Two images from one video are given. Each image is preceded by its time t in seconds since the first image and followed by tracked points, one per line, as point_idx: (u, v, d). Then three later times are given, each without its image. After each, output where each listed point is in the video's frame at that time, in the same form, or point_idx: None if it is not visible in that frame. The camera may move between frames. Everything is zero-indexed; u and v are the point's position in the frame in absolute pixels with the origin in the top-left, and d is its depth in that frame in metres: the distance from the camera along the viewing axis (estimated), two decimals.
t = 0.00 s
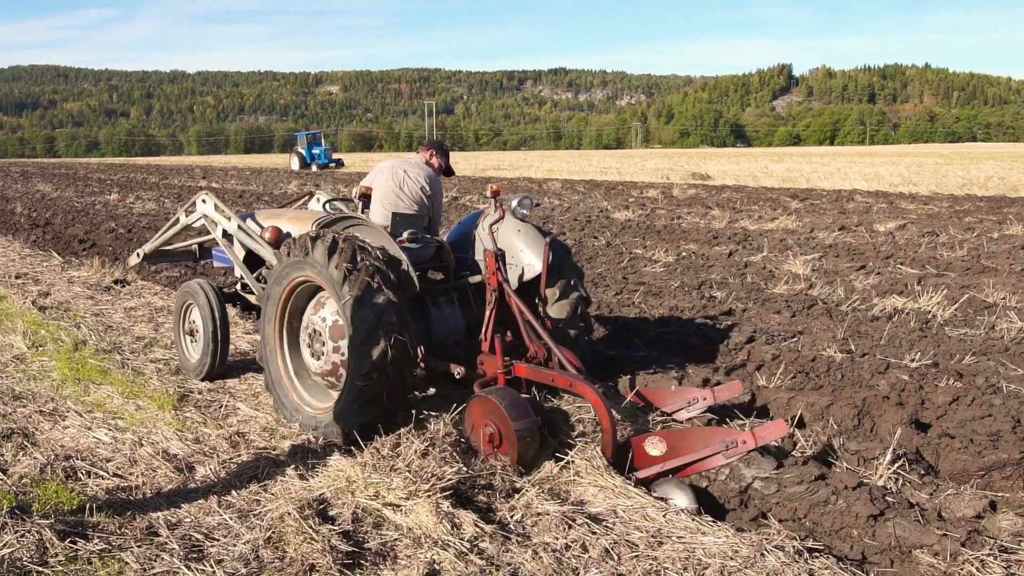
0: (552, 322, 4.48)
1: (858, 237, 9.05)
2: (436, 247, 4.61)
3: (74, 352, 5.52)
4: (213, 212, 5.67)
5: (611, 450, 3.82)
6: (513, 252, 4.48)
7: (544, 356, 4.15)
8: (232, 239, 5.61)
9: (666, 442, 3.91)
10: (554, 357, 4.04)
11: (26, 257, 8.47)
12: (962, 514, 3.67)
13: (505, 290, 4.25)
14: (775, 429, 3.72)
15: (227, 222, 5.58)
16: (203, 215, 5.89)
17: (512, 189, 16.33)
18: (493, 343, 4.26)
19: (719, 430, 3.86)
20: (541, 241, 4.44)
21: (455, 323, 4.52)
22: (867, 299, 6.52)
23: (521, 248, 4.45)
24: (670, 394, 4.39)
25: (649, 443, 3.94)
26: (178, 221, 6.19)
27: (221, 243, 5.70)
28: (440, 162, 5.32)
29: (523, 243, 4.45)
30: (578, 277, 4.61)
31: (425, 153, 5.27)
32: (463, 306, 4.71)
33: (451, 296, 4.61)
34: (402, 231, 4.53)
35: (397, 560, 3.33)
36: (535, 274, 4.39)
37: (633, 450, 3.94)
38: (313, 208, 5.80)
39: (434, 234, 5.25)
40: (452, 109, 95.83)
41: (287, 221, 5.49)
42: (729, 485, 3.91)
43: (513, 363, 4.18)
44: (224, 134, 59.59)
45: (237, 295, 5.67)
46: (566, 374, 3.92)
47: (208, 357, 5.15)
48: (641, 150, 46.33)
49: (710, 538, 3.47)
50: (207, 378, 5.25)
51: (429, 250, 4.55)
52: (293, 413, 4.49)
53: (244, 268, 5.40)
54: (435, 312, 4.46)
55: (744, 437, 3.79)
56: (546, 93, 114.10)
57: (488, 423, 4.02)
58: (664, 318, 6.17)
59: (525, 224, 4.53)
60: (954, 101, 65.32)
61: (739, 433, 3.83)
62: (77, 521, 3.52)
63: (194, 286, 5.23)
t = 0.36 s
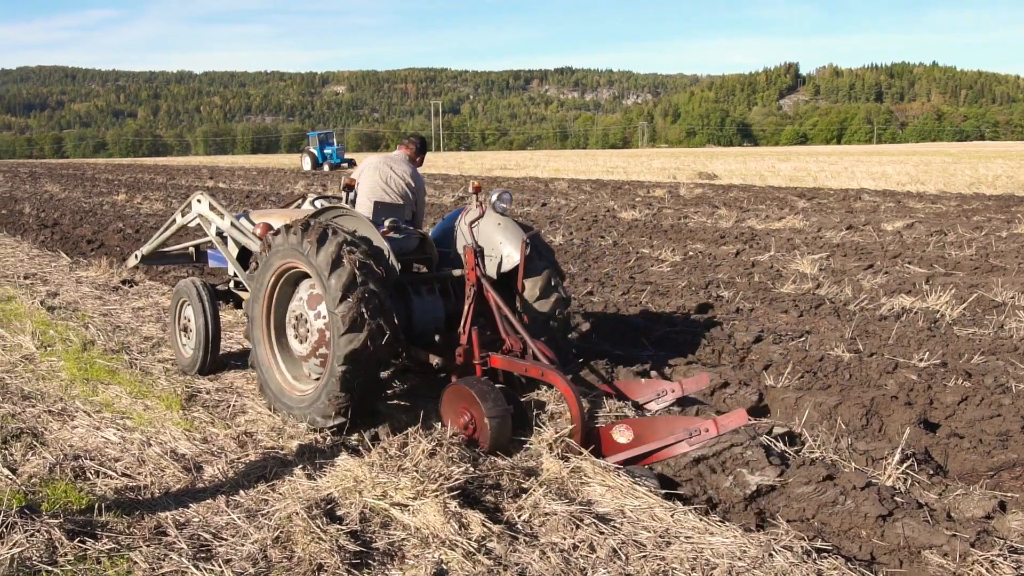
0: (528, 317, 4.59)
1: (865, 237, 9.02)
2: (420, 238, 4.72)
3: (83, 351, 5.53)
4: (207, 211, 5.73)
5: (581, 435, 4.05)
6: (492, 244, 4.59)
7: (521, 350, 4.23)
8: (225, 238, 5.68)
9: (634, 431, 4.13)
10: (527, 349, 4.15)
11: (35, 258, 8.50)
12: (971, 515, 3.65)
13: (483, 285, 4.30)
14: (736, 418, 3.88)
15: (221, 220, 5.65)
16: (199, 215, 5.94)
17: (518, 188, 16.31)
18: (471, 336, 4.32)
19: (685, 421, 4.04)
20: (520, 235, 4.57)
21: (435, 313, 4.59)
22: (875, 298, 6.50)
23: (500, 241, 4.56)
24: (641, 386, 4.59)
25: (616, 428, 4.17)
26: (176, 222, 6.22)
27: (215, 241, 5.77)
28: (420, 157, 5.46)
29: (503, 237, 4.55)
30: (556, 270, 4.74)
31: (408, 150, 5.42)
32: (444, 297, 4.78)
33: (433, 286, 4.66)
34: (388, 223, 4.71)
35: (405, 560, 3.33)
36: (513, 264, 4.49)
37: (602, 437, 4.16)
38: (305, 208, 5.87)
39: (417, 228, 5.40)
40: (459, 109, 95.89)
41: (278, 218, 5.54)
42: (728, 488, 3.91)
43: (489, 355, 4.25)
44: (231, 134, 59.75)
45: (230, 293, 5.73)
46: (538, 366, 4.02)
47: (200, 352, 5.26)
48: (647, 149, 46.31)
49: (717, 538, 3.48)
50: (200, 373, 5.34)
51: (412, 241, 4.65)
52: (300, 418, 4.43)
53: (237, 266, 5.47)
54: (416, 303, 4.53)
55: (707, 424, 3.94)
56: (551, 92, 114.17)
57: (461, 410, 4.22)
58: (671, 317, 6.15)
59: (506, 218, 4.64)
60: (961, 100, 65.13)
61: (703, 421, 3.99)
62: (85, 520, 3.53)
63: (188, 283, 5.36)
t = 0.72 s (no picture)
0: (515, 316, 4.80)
1: (881, 238, 8.97)
2: (413, 236, 4.91)
3: (100, 351, 5.57)
4: (212, 208, 5.85)
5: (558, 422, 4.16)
6: (483, 244, 4.83)
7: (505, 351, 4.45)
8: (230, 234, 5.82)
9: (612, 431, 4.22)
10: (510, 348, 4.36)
11: (52, 258, 8.56)
12: (989, 518, 3.62)
13: (470, 288, 4.52)
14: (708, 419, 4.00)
15: (225, 218, 5.78)
16: (205, 212, 6.07)
17: (532, 189, 16.30)
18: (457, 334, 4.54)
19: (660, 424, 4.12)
20: (509, 234, 4.78)
21: (427, 310, 4.83)
22: (891, 300, 6.47)
23: (490, 240, 4.79)
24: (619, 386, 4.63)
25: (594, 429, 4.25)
26: (183, 219, 6.32)
27: (220, 239, 5.90)
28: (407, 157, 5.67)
29: (493, 237, 4.77)
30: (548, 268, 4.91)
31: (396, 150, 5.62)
32: (435, 295, 5.01)
33: (426, 283, 4.90)
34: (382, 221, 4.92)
35: (420, 560, 3.34)
36: (502, 261, 4.72)
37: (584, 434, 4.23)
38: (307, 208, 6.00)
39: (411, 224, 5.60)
40: (472, 109, 95.95)
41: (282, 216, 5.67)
42: (738, 494, 3.86)
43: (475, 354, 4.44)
44: (245, 135, 60.04)
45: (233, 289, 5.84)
46: (520, 366, 4.24)
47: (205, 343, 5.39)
48: (660, 150, 46.19)
49: (733, 540, 3.47)
50: (209, 357, 5.39)
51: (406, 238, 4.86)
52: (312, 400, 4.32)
53: (243, 263, 5.62)
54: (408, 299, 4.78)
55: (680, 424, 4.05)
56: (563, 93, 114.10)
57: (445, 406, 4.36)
58: (686, 319, 6.13)
59: (497, 218, 4.86)
60: (978, 101, 64.66)
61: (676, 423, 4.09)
62: (102, 518, 3.55)
63: (191, 277, 5.49)
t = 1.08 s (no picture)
0: (507, 314, 4.98)
1: (897, 239, 8.92)
2: (409, 238, 5.13)
3: (115, 352, 5.60)
4: (216, 208, 5.97)
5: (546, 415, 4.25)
6: (478, 245, 4.97)
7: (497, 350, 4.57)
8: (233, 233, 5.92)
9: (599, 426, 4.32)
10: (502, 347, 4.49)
11: (69, 259, 8.61)
12: (1008, 522, 3.59)
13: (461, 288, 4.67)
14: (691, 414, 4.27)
15: (229, 217, 5.89)
16: (209, 212, 6.18)
17: (546, 190, 16.29)
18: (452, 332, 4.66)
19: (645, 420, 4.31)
20: (503, 235, 4.92)
21: (423, 309, 4.96)
22: (907, 301, 6.43)
23: (485, 241, 4.93)
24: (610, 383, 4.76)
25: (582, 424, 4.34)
26: (189, 218, 6.42)
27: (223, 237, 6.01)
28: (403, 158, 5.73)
29: (487, 238, 4.91)
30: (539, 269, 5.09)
31: (394, 151, 5.70)
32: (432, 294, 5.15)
33: (422, 283, 5.03)
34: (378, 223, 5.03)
35: (434, 561, 3.33)
36: (496, 261, 4.87)
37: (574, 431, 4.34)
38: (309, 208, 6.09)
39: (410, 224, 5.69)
40: (485, 110, 96.07)
41: (282, 216, 5.74)
42: (753, 496, 3.83)
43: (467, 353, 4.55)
44: (259, 137, 60.33)
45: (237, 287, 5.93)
46: (513, 364, 4.36)
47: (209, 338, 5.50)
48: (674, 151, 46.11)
49: (748, 542, 3.45)
50: (215, 337, 5.46)
51: (402, 240, 5.08)
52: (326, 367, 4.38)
53: (244, 261, 5.72)
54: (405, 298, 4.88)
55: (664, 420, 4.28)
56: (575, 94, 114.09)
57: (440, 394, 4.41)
58: (700, 320, 6.11)
59: (491, 219, 4.99)
60: (994, 100, 64.21)
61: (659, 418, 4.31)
62: (118, 518, 3.57)
63: (196, 275, 5.64)
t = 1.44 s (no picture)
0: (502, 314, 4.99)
1: (911, 241, 8.87)
2: (408, 238, 5.12)
3: (129, 353, 5.63)
4: (220, 210, 6.09)
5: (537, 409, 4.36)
6: (475, 246, 5.02)
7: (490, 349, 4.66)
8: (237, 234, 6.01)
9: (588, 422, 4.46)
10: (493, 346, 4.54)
11: (83, 261, 8.66)
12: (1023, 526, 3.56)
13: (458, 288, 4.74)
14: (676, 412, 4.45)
15: (233, 219, 5.97)
16: (214, 213, 6.30)
17: (558, 193, 16.29)
18: (447, 331, 4.76)
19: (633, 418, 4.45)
20: (499, 236, 4.97)
21: (420, 309, 5.03)
22: (921, 304, 6.39)
23: (482, 242, 4.97)
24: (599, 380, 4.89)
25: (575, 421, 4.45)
26: (195, 219, 6.54)
27: (228, 238, 6.10)
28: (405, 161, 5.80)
29: (484, 240, 4.96)
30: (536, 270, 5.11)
31: (396, 154, 5.77)
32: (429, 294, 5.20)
33: (419, 284, 5.09)
34: (378, 224, 5.11)
35: (446, 562, 3.33)
36: (491, 262, 4.91)
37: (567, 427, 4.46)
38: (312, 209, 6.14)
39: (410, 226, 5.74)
40: (497, 113, 96.13)
41: (284, 217, 5.78)
42: (766, 500, 3.81)
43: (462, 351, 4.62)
44: (272, 139, 60.61)
45: (242, 288, 5.99)
46: (503, 363, 4.43)
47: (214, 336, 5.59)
48: (686, 153, 46.02)
49: (760, 546, 3.44)
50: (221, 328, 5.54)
51: (401, 241, 5.08)
52: (327, 321, 4.41)
53: (248, 262, 5.79)
54: (402, 298, 4.95)
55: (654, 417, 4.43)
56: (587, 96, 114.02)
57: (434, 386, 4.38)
58: (712, 322, 6.09)
59: (487, 221, 5.04)
60: (1008, 102, 63.79)
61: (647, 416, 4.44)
62: (132, 519, 3.58)
63: (201, 275, 5.74)
